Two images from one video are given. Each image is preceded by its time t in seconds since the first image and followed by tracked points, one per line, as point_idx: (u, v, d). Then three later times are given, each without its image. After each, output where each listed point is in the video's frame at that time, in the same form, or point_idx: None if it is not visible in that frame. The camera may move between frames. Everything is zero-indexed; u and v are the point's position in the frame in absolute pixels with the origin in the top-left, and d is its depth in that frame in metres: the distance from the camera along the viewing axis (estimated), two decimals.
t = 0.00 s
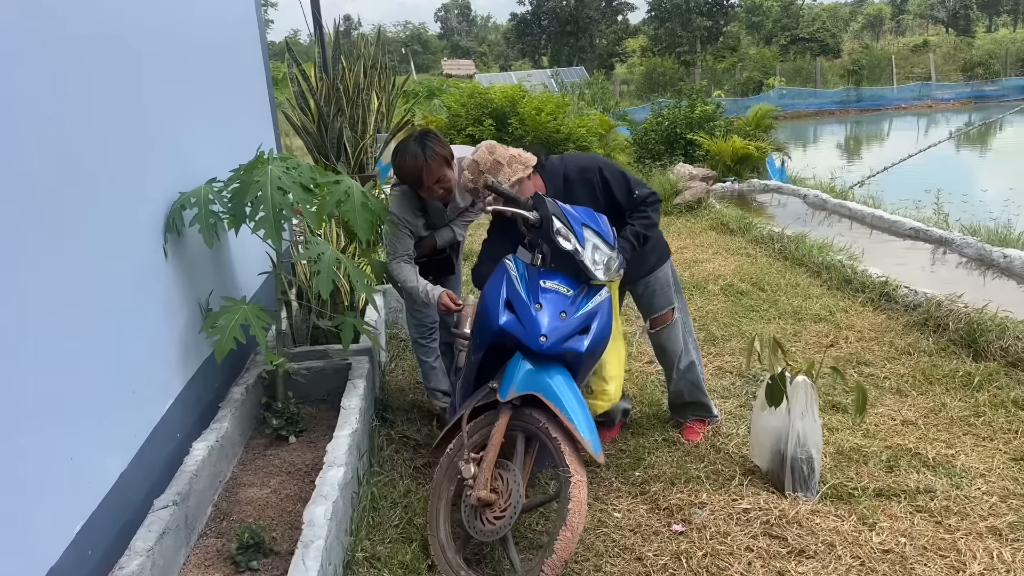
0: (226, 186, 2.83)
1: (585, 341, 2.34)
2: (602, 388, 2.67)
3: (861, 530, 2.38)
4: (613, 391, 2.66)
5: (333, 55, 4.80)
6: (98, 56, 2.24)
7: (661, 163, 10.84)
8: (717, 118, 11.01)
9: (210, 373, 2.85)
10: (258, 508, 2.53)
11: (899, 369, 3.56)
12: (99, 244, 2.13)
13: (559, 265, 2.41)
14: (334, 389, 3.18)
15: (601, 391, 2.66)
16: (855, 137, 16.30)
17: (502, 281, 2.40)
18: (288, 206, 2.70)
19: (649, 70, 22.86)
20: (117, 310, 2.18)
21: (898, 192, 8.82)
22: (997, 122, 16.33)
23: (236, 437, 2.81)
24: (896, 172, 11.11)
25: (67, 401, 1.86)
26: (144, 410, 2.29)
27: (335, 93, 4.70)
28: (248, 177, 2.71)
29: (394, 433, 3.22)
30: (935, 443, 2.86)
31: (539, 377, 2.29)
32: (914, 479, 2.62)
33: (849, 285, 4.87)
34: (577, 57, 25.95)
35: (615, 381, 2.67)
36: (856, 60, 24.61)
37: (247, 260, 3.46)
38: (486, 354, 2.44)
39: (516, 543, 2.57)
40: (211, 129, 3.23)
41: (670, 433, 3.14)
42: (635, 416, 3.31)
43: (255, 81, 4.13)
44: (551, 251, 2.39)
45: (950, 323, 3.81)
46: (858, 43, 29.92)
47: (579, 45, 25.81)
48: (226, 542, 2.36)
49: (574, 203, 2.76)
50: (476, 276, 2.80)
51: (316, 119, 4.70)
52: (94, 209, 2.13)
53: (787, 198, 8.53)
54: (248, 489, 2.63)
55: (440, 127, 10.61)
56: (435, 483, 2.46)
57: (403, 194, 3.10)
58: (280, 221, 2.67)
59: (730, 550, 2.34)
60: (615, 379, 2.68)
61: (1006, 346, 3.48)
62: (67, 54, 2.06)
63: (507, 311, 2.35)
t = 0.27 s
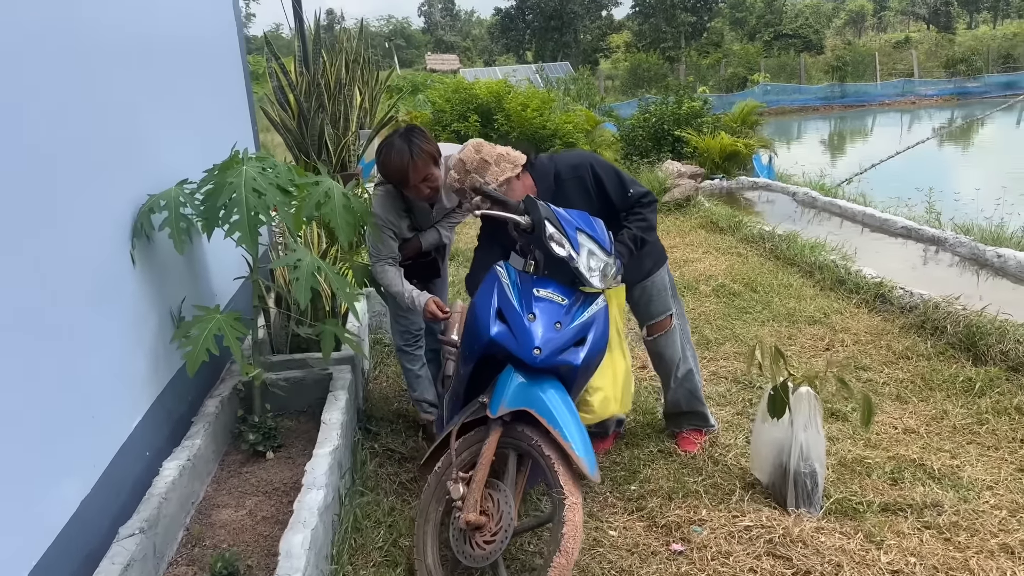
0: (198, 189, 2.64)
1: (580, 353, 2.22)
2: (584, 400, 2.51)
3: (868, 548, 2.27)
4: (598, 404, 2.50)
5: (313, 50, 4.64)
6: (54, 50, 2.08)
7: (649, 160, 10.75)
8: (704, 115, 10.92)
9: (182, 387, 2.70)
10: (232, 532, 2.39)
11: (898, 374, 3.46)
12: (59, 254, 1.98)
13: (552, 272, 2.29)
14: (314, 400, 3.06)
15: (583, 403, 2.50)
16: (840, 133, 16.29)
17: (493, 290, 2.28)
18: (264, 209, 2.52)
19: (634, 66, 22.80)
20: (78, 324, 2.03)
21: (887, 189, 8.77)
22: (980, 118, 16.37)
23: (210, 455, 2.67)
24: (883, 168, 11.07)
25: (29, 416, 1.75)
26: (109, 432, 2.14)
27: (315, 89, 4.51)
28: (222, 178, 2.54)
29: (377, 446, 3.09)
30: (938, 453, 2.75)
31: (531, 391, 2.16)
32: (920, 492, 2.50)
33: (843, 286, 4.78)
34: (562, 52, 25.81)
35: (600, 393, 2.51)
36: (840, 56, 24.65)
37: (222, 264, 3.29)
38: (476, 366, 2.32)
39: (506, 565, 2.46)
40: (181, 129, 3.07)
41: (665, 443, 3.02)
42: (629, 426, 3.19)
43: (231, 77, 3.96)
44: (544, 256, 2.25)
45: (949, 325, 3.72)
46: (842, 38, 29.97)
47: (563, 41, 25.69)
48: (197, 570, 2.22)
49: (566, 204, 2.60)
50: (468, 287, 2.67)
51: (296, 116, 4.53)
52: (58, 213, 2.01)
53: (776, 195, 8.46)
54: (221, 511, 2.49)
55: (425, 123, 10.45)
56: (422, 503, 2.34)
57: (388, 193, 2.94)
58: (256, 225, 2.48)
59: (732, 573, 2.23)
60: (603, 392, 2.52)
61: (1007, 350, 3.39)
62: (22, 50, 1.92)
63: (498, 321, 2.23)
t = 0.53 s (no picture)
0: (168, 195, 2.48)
1: (571, 368, 2.11)
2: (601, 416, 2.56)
3: (871, 569, 2.18)
4: (611, 419, 2.55)
5: (291, 48, 4.48)
6: (15, 47, 1.93)
7: (635, 157, 10.67)
8: (689, 111, 10.85)
9: (151, 404, 2.56)
10: (204, 560, 2.26)
11: (893, 380, 3.38)
12: (16, 266, 1.83)
13: (542, 284, 2.19)
14: (292, 415, 2.95)
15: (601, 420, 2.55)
16: (823, 129, 16.30)
17: (479, 302, 2.17)
18: (238, 217, 2.37)
19: (617, 62, 22.77)
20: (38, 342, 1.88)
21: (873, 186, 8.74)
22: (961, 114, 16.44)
23: (182, 476, 2.54)
24: (868, 165, 11.06)
25: None
26: (71, 458, 2.00)
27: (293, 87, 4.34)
28: (192, 184, 2.38)
29: (358, 462, 2.98)
30: (937, 464, 2.67)
31: (520, 409, 2.04)
32: (921, 507, 2.42)
33: (833, 287, 4.71)
34: (545, 48, 25.67)
35: (614, 409, 2.56)
36: (823, 52, 24.72)
37: (194, 272, 3.14)
38: (461, 383, 2.20)
39: None
40: (154, 131, 2.91)
41: (657, 456, 2.93)
42: (620, 438, 3.10)
43: (207, 76, 3.80)
44: (533, 267, 2.17)
45: (943, 329, 3.65)
46: (823, 34, 30.05)
47: (547, 36, 25.63)
48: None
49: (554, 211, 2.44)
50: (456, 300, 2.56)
51: (274, 116, 4.38)
52: (18, 222, 1.87)
53: (762, 193, 8.41)
54: (193, 537, 2.36)
55: (407, 120, 10.30)
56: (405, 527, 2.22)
57: (369, 199, 2.83)
58: (229, 234, 2.33)
59: None
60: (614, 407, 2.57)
61: (1003, 354, 3.32)
62: None
63: (485, 335, 2.11)
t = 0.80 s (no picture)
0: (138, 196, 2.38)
1: (561, 374, 2.04)
2: (613, 417, 2.51)
3: None
4: (622, 419, 2.51)
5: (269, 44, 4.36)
6: None
7: (618, 154, 10.63)
8: (672, 108, 10.82)
9: (123, 415, 2.45)
10: None
11: (883, 380, 3.35)
12: None
13: (530, 287, 2.12)
14: (271, 423, 2.85)
15: (613, 421, 2.50)
16: (803, 125, 16.37)
17: (466, 307, 2.10)
18: (213, 220, 2.27)
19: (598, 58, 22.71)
20: None
21: (855, 182, 8.76)
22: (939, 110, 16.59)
23: (156, 489, 2.43)
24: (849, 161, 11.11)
25: None
26: (38, 473, 1.89)
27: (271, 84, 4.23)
28: (164, 185, 2.27)
29: (340, 470, 2.89)
30: (931, 466, 2.63)
31: (508, 417, 1.97)
32: (916, 511, 2.38)
33: (820, 285, 4.69)
34: (526, 44, 25.57)
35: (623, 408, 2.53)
36: (802, 48, 24.85)
37: (167, 276, 3.03)
38: (447, 391, 2.12)
39: None
40: (124, 131, 2.80)
41: (647, 460, 2.87)
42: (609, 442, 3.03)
43: (181, 73, 3.67)
44: (519, 269, 2.10)
45: (932, 327, 3.64)
46: (802, 31, 30.24)
47: (527, 32, 25.55)
48: None
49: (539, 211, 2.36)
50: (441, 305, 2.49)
51: (251, 113, 4.26)
52: None
53: (746, 190, 8.40)
54: (168, 553, 2.26)
55: (388, 117, 10.17)
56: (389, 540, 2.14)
57: (350, 200, 2.75)
58: (203, 237, 2.22)
59: None
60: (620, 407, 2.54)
61: (992, 353, 3.30)
62: None
63: (472, 341, 2.04)
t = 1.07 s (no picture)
0: (110, 197, 2.28)
1: (555, 379, 1.97)
2: (598, 424, 2.46)
3: None
4: (607, 426, 2.45)
5: (246, 38, 4.24)
6: None
7: (600, 151, 10.58)
8: (654, 105, 10.79)
9: (97, 425, 2.34)
10: None
11: (874, 378, 3.32)
12: None
13: (520, 289, 2.06)
14: (252, 430, 2.76)
15: (597, 427, 2.46)
16: (783, 122, 16.44)
17: (455, 309, 2.02)
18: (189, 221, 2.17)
19: (579, 54, 22.64)
20: None
21: (837, 179, 8.79)
22: (915, 107, 16.76)
23: (133, 501, 2.33)
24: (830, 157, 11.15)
25: None
26: (7, 488, 1.78)
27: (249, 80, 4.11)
28: (138, 184, 2.17)
29: (325, 479, 2.80)
30: (927, 467, 2.60)
31: (500, 424, 1.88)
32: (915, 514, 2.34)
33: (807, 282, 4.67)
34: (505, 41, 25.34)
35: (608, 414, 2.46)
36: (780, 45, 24.99)
37: (142, 279, 2.92)
38: (436, 397, 2.04)
39: None
40: (95, 128, 2.68)
41: (640, 464, 2.81)
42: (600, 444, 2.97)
43: (154, 69, 3.54)
44: (510, 271, 2.03)
45: (922, 324, 3.62)
46: (779, 28, 30.43)
47: (506, 29, 25.23)
48: None
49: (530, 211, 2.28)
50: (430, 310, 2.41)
51: (228, 110, 4.14)
52: None
53: (729, 187, 8.39)
54: (146, 569, 2.16)
55: (367, 114, 10.01)
56: (378, 553, 2.07)
57: (330, 201, 2.66)
58: (179, 239, 2.13)
59: None
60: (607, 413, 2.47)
61: (983, 350, 3.29)
62: None
63: (462, 346, 1.96)
